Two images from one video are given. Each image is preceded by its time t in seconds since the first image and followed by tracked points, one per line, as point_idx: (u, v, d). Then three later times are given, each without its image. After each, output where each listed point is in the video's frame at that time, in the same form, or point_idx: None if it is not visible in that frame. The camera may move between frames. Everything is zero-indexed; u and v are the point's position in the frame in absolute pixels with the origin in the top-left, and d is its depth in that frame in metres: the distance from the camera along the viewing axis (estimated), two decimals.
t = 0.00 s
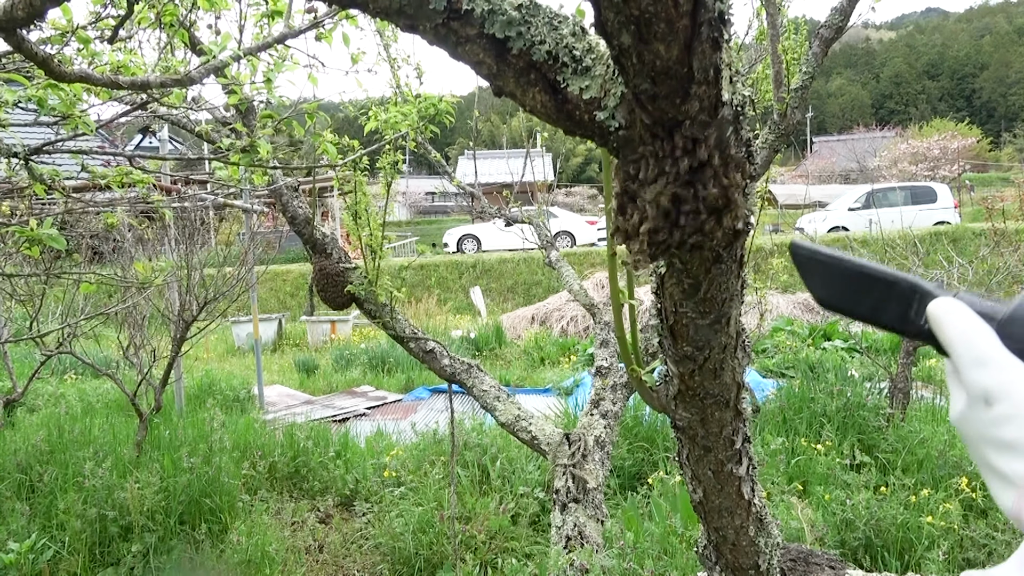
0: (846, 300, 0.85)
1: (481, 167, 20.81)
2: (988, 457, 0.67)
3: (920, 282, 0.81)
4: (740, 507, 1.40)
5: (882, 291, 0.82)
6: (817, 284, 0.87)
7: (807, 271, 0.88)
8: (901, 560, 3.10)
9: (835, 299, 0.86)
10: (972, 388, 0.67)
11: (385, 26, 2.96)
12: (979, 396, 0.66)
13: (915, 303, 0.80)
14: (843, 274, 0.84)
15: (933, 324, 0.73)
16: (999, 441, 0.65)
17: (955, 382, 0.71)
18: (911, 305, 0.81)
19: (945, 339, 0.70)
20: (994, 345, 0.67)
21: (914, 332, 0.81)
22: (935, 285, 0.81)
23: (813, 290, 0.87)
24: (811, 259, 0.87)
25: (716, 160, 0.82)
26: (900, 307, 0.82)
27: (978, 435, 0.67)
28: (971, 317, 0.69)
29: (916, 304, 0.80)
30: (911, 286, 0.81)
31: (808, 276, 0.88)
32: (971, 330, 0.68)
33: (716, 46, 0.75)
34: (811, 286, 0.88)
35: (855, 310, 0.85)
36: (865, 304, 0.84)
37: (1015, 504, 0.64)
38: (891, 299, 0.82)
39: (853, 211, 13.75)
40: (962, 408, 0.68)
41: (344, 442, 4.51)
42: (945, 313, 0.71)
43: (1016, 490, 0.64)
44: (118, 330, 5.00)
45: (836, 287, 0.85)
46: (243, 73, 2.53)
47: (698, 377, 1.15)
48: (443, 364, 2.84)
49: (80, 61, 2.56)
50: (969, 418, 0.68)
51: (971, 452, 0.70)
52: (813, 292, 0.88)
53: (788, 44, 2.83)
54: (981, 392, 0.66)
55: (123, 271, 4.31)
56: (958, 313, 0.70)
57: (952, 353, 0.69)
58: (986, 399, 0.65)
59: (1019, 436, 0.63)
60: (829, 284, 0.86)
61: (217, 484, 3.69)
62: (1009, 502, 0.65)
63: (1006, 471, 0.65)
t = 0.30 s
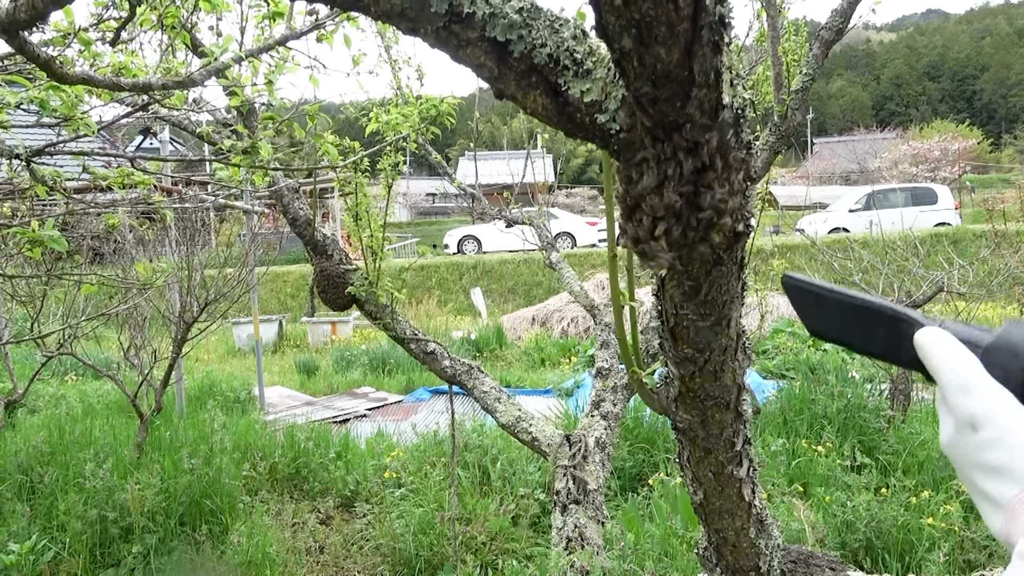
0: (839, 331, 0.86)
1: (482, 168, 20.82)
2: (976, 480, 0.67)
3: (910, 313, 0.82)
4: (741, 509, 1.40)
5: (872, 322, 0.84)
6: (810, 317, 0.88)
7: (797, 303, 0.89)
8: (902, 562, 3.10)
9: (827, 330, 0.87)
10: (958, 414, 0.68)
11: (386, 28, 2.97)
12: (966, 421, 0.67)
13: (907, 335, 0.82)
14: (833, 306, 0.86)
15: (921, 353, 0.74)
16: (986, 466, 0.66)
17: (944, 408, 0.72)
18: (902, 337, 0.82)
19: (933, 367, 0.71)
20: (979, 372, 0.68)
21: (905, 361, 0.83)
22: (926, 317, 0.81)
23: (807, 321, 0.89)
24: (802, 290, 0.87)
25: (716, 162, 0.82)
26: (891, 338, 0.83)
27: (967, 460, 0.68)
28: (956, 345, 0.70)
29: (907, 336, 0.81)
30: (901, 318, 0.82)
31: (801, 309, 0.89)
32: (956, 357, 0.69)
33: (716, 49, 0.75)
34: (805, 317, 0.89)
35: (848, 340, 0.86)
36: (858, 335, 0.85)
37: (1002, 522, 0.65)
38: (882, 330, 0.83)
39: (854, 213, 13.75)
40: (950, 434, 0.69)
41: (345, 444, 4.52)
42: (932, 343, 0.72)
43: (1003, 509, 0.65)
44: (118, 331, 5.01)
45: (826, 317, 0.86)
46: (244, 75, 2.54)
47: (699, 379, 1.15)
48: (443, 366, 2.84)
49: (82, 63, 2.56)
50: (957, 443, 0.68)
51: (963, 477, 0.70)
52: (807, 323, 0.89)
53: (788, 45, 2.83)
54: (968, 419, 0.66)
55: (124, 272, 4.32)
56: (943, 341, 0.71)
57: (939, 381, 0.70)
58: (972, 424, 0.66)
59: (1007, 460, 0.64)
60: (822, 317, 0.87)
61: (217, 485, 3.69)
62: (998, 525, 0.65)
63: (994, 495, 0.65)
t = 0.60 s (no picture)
0: (827, 291, 0.86)
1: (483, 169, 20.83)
2: (964, 445, 0.69)
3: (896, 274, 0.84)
4: (741, 510, 1.40)
5: (862, 283, 0.84)
6: (798, 277, 0.88)
7: (785, 262, 0.89)
8: (902, 564, 3.10)
9: (815, 291, 0.87)
10: (948, 380, 0.69)
11: (387, 30, 2.97)
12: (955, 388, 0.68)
13: (894, 293, 0.83)
14: (823, 266, 0.86)
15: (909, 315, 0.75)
16: (975, 432, 0.67)
17: (933, 371, 0.73)
18: (888, 296, 0.83)
19: (922, 332, 0.72)
20: (971, 338, 0.69)
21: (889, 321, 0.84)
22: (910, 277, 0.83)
23: (793, 281, 0.89)
24: (795, 249, 0.87)
25: (716, 164, 0.83)
26: (877, 298, 0.84)
27: (955, 425, 0.70)
28: (948, 310, 0.71)
29: (894, 295, 0.83)
30: (888, 278, 0.83)
31: (789, 269, 0.89)
32: (947, 322, 0.70)
33: (716, 52, 0.76)
34: (792, 277, 0.89)
35: (834, 302, 0.86)
36: (844, 295, 0.85)
37: (986, 491, 0.66)
38: (869, 290, 0.84)
39: (854, 215, 13.74)
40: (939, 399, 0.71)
41: (345, 445, 4.52)
42: (922, 305, 0.72)
43: (988, 478, 0.66)
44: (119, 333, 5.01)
45: (816, 278, 0.86)
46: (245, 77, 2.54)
47: (699, 380, 1.15)
48: (444, 367, 2.84)
49: (83, 64, 2.57)
50: (945, 408, 0.70)
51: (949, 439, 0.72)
52: (794, 284, 0.89)
53: (789, 47, 2.83)
54: (957, 385, 0.68)
55: (125, 273, 4.32)
56: (935, 305, 0.71)
57: (929, 346, 0.71)
58: (961, 392, 0.67)
59: (994, 428, 0.65)
60: (810, 277, 0.87)
61: (217, 486, 3.69)
62: (982, 493, 0.67)
63: (980, 461, 0.67)
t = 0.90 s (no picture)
0: (823, 305, 0.84)
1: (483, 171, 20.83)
2: (959, 458, 0.68)
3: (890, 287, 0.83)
4: (741, 512, 1.40)
5: (858, 296, 0.82)
6: (797, 293, 0.86)
7: (784, 278, 0.87)
8: (902, 565, 3.10)
9: (811, 305, 0.85)
10: (942, 390, 0.68)
11: (387, 32, 2.98)
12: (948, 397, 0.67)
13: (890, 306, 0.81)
14: (819, 280, 0.84)
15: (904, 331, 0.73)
16: (968, 444, 0.66)
17: (927, 384, 0.72)
18: (884, 309, 0.82)
19: (915, 343, 0.71)
20: (963, 348, 0.68)
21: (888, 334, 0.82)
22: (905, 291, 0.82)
23: (791, 297, 0.86)
24: (793, 267, 0.86)
25: (716, 165, 0.83)
26: (873, 311, 0.82)
27: (949, 437, 0.69)
28: (939, 321, 0.70)
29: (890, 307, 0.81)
30: (883, 291, 0.82)
31: (788, 285, 0.87)
32: (938, 333, 0.69)
33: (716, 55, 0.76)
34: (790, 293, 0.87)
35: (831, 316, 0.84)
36: (841, 309, 0.83)
37: (980, 500, 0.65)
38: (865, 304, 0.82)
39: (854, 216, 13.74)
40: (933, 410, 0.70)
41: (345, 447, 4.52)
42: (914, 317, 0.71)
43: (982, 486, 0.65)
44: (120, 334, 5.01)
45: (811, 292, 0.85)
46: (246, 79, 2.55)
47: (699, 382, 1.15)
48: (444, 369, 2.84)
49: (85, 66, 2.57)
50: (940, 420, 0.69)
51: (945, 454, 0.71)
52: (791, 299, 0.87)
53: (790, 49, 2.83)
54: (951, 395, 0.67)
55: (126, 275, 4.32)
56: (926, 316, 0.71)
57: (923, 356, 0.70)
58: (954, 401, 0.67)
59: (986, 437, 0.64)
60: (808, 292, 0.85)
61: (218, 487, 3.70)
62: (977, 503, 0.65)
63: (973, 471, 0.66)
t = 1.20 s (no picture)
0: (830, 312, 0.82)
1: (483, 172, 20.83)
2: (960, 462, 0.68)
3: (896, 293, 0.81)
4: (741, 513, 1.40)
5: (861, 302, 0.81)
6: (803, 298, 0.84)
7: (792, 283, 0.85)
8: (902, 567, 3.10)
9: (818, 312, 0.84)
10: (942, 395, 0.68)
11: (388, 33, 2.98)
12: (948, 403, 0.67)
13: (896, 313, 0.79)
14: (826, 287, 0.82)
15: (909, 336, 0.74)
16: (968, 449, 0.66)
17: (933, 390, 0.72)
18: (890, 316, 0.80)
19: (918, 350, 0.71)
20: (964, 353, 0.67)
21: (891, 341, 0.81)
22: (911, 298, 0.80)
23: (799, 303, 0.85)
24: (801, 272, 0.84)
25: (715, 167, 0.83)
26: (879, 318, 0.81)
27: (951, 444, 0.68)
28: (943, 327, 0.70)
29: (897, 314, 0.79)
30: (890, 297, 0.80)
31: (795, 290, 0.85)
32: (942, 339, 0.69)
33: (716, 58, 0.76)
34: (797, 299, 0.85)
35: (838, 322, 0.83)
36: (848, 315, 0.82)
37: (981, 505, 0.65)
38: (871, 311, 0.81)
39: (855, 218, 13.74)
40: (935, 416, 0.70)
41: (346, 448, 4.52)
42: (919, 324, 0.71)
43: (981, 491, 0.64)
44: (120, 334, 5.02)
45: (819, 298, 0.83)
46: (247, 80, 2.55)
47: (699, 384, 1.15)
48: (444, 370, 2.83)
49: (86, 67, 2.58)
50: (941, 425, 0.69)
51: (948, 459, 0.70)
52: (799, 304, 0.85)
53: (790, 50, 2.83)
54: (951, 400, 0.67)
55: (126, 275, 4.33)
56: (930, 322, 0.71)
57: (925, 363, 0.70)
58: (955, 406, 0.66)
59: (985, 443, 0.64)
60: (815, 299, 0.83)
61: (218, 488, 3.70)
62: (978, 507, 0.65)
63: (974, 476, 0.65)
